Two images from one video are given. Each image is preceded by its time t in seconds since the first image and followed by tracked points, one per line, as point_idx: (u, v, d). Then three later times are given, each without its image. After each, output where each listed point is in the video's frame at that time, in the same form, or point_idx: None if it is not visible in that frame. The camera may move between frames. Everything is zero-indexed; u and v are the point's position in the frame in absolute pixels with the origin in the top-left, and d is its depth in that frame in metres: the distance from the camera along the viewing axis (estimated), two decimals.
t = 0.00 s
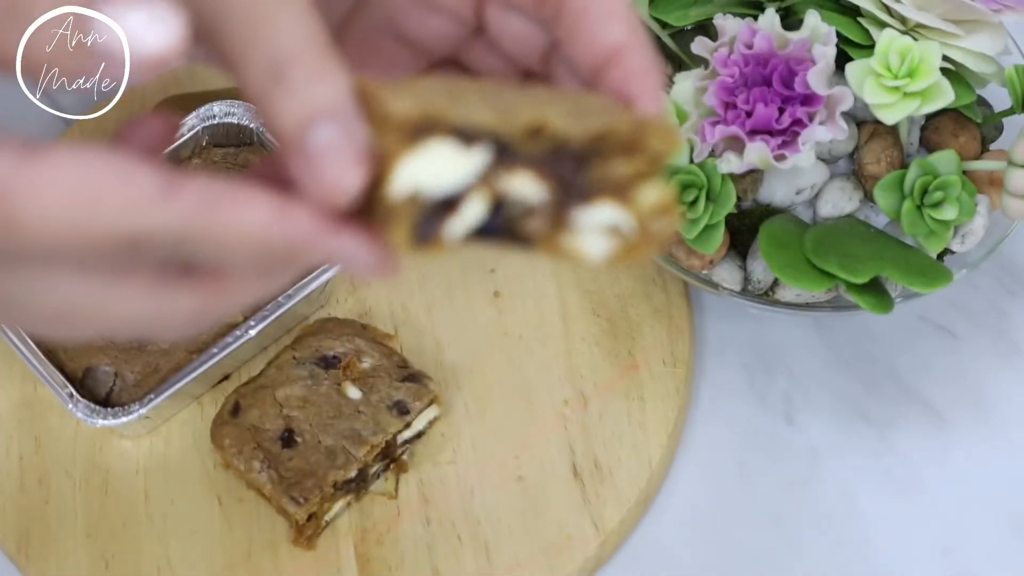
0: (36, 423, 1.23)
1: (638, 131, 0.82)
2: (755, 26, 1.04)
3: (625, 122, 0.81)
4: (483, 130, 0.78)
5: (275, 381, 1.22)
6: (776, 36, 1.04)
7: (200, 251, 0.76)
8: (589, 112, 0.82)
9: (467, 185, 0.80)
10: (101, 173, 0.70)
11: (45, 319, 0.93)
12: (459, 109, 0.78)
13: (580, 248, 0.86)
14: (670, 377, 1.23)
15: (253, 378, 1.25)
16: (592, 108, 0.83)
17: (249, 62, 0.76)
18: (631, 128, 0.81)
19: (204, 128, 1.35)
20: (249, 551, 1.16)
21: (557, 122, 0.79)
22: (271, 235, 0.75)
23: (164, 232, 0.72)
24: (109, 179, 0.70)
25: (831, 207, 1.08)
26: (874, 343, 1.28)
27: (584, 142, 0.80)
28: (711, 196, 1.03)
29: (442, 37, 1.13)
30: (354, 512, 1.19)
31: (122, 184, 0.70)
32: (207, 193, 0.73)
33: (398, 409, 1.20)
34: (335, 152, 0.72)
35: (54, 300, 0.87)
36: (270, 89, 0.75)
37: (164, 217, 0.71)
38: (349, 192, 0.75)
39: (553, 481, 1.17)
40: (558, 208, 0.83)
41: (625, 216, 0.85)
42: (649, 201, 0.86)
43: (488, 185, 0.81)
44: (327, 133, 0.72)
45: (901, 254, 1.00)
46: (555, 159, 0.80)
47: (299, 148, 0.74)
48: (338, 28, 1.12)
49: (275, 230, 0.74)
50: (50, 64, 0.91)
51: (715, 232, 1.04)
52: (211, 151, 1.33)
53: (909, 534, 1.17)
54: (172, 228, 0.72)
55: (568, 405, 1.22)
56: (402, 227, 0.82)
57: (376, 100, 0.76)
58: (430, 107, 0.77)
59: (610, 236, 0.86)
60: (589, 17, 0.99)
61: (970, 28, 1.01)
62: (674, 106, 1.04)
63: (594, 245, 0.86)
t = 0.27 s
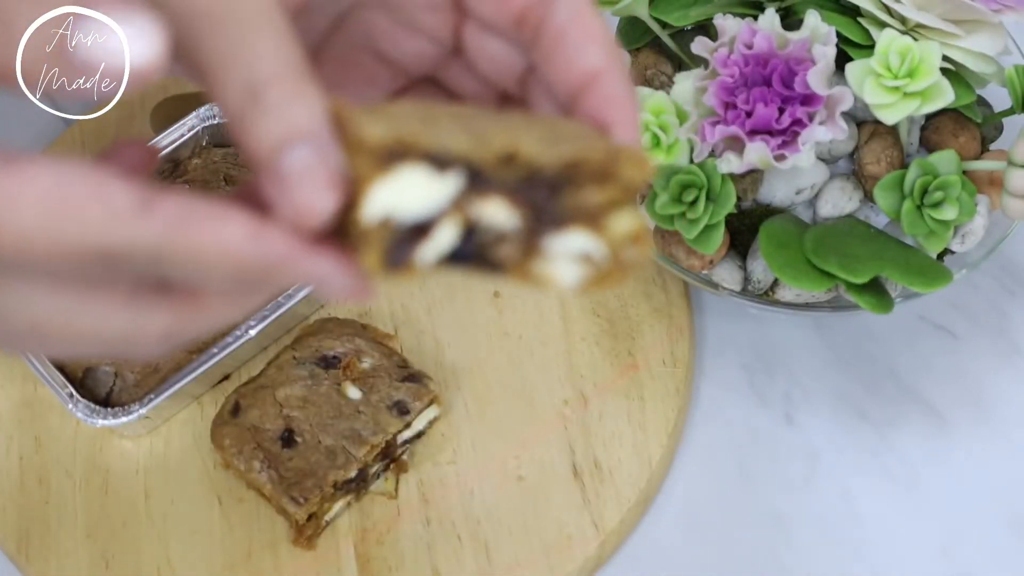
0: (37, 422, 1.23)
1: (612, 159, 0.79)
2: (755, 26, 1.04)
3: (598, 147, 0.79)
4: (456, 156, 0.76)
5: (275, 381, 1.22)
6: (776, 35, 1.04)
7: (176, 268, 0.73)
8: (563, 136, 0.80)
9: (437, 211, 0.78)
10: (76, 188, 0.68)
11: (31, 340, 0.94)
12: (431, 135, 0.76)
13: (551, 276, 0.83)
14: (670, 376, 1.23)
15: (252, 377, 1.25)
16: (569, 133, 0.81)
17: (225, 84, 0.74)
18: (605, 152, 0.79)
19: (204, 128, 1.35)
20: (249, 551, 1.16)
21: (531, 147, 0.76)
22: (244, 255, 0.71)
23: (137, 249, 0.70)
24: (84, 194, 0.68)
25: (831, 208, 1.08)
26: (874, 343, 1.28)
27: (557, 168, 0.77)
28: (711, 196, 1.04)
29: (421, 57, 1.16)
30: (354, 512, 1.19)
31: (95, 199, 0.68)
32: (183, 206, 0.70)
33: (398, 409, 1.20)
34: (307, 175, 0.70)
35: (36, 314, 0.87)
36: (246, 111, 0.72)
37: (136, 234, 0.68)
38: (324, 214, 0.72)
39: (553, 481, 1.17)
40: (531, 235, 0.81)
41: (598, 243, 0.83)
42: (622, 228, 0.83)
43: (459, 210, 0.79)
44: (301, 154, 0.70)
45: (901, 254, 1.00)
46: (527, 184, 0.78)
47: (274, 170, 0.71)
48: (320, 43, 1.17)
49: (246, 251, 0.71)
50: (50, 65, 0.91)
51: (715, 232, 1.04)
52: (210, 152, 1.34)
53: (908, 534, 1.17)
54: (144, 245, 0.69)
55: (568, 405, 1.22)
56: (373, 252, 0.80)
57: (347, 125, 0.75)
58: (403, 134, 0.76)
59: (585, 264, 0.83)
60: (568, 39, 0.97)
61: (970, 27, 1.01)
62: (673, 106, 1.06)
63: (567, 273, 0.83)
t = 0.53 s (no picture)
0: (37, 422, 1.23)
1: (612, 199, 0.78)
2: (755, 25, 1.04)
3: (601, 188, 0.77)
4: (459, 198, 0.74)
5: (274, 381, 1.22)
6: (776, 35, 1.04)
7: (182, 299, 0.72)
8: (566, 175, 0.77)
9: (441, 250, 0.77)
10: (84, 216, 0.66)
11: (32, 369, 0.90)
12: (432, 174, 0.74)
13: (550, 314, 0.83)
14: (670, 376, 1.22)
15: (252, 377, 1.26)
16: (572, 171, 0.79)
17: (227, 113, 0.72)
18: (608, 194, 0.77)
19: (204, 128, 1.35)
20: (249, 551, 1.16)
21: (534, 189, 0.75)
22: (250, 287, 0.70)
23: (145, 279, 0.68)
24: (93, 223, 0.66)
25: (831, 208, 1.08)
26: (874, 343, 1.28)
27: (559, 209, 0.76)
28: (711, 196, 1.04)
29: (418, 77, 1.16)
30: (354, 512, 1.19)
31: (104, 228, 0.67)
32: (191, 241, 0.69)
33: (399, 409, 1.20)
34: (310, 211, 0.70)
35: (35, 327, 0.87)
36: (248, 142, 0.71)
37: (145, 264, 0.67)
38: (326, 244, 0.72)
39: (552, 481, 1.17)
40: (531, 274, 0.80)
41: (597, 281, 0.82)
42: (621, 268, 0.83)
43: (463, 249, 0.78)
44: (306, 191, 0.69)
45: (901, 254, 1.00)
46: (531, 224, 0.77)
47: (275, 202, 0.70)
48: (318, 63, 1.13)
49: (254, 282, 0.70)
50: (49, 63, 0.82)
51: (716, 232, 1.04)
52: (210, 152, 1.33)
53: (908, 534, 1.17)
54: (152, 276, 0.68)
55: (568, 405, 1.22)
56: (375, 291, 0.78)
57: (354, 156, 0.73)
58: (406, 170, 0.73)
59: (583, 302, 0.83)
60: (568, 68, 0.95)
61: (970, 28, 1.01)
62: (673, 106, 1.06)
63: (566, 311, 0.83)
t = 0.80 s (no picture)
0: (38, 422, 1.23)
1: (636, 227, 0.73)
2: (755, 26, 1.04)
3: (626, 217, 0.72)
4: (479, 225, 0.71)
5: (275, 380, 1.23)
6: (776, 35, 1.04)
7: (206, 326, 0.70)
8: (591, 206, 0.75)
9: (466, 278, 0.74)
10: (108, 242, 0.63)
11: (50, 388, 0.88)
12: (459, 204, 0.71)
13: (574, 343, 0.78)
14: (670, 376, 1.22)
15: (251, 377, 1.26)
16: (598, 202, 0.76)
17: (254, 145, 0.70)
18: (632, 221, 0.73)
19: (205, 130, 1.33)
20: (249, 551, 1.16)
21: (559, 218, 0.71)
22: (276, 315, 0.67)
23: (168, 306, 0.65)
24: (116, 249, 0.63)
25: (831, 208, 1.08)
26: (875, 343, 1.28)
27: (583, 237, 0.72)
28: (710, 197, 1.04)
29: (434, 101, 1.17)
30: (354, 512, 1.19)
31: (129, 254, 0.63)
32: (217, 265, 0.66)
33: (399, 409, 1.21)
34: (336, 238, 0.66)
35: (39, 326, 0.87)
36: (273, 172, 0.68)
37: (171, 292, 0.64)
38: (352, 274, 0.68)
39: (552, 482, 1.17)
40: (556, 302, 0.76)
41: (623, 309, 0.77)
42: (645, 295, 0.78)
43: (487, 277, 0.75)
44: (332, 219, 0.66)
45: (900, 254, 1.00)
46: (554, 253, 0.73)
47: (300, 233, 0.67)
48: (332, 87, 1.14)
49: (280, 310, 0.66)
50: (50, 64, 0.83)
51: (716, 231, 1.05)
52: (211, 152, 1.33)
53: (908, 535, 1.17)
54: (175, 303, 0.65)
55: (568, 404, 1.22)
56: (400, 320, 0.75)
57: (379, 189, 0.71)
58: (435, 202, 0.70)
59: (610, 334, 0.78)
60: (586, 97, 0.96)
61: (970, 28, 1.01)
62: (674, 106, 1.06)
63: (590, 339, 0.78)
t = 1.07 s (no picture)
0: (38, 422, 1.23)
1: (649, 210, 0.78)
2: (755, 26, 1.04)
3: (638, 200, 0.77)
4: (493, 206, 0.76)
5: (275, 380, 1.23)
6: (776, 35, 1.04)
7: (210, 316, 0.70)
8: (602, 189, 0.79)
9: (477, 259, 0.79)
10: (111, 230, 0.63)
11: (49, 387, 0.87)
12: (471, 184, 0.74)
13: (585, 323, 0.85)
14: (670, 376, 1.22)
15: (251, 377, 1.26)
16: (608, 186, 0.81)
17: (256, 129, 0.72)
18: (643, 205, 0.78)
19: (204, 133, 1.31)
20: (249, 551, 1.16)
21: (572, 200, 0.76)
22: (282, 301, 0.68)
23: (174, 294, 0.66)
24: (120, 236, 0.64)
25: (831, 208, 1.08)
26: (875, 343, 1.28)
27: (595, 219, 0.77)
28: (710, 197, 1.04)
29: (441, 100, 1.18)
30: (354, 512, 1.19)
31: (133, 241, 0.64)
32: (219, 253, 0.67)
33: (399, 409, 1.21)
34: (342, 223, 0.69)
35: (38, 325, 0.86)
36: (279, 155, 0.71)
37: (178, 279, 0.65)
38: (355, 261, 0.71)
39: (552, 482, 1.17)
40: (567, 283, 0.82)
41: (635, 291, 0.83)
42: (658, 280, 0.83)
43: (499, 258, 0.79)
44: (337, 203, 0.69)
45: (901, 253, 1.00)
46: (566, 235, 0.78)
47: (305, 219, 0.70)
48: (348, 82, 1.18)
49: (284, 296, 0.68)
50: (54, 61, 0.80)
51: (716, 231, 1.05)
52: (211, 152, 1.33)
53: (909, 535, 1.17)
54: (178, 293, 0.66)
55: (568, 404, 1.22)
56: (415, 298, 0.79)
57: (387, 171, 0.75)
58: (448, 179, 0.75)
59: (621, 312, 0.84)
60: (595, 92, 1.00)
61: (971, 28, 1.01)
62: (673, 106, 1.06)
63: (603, 320, 0.85)
